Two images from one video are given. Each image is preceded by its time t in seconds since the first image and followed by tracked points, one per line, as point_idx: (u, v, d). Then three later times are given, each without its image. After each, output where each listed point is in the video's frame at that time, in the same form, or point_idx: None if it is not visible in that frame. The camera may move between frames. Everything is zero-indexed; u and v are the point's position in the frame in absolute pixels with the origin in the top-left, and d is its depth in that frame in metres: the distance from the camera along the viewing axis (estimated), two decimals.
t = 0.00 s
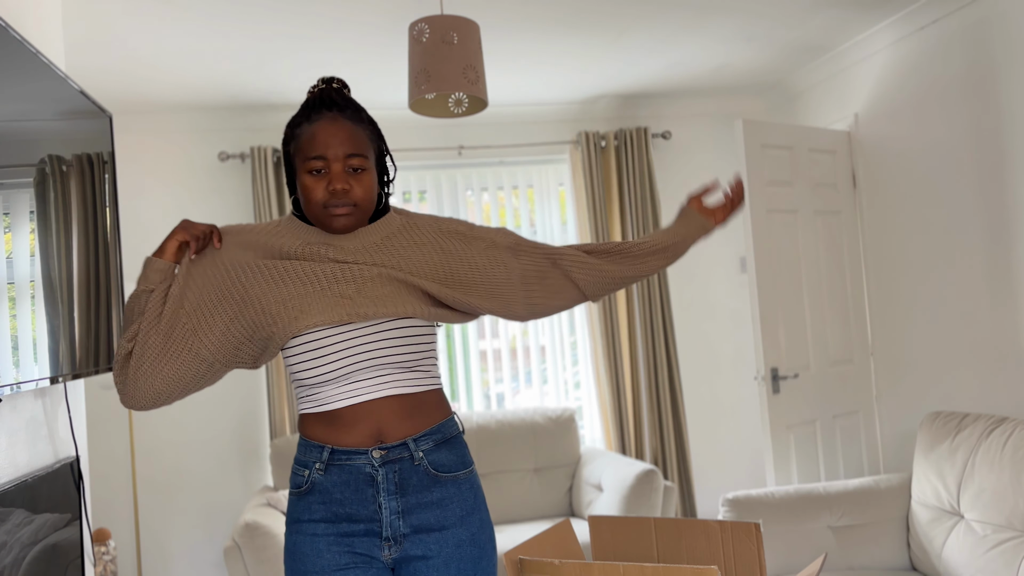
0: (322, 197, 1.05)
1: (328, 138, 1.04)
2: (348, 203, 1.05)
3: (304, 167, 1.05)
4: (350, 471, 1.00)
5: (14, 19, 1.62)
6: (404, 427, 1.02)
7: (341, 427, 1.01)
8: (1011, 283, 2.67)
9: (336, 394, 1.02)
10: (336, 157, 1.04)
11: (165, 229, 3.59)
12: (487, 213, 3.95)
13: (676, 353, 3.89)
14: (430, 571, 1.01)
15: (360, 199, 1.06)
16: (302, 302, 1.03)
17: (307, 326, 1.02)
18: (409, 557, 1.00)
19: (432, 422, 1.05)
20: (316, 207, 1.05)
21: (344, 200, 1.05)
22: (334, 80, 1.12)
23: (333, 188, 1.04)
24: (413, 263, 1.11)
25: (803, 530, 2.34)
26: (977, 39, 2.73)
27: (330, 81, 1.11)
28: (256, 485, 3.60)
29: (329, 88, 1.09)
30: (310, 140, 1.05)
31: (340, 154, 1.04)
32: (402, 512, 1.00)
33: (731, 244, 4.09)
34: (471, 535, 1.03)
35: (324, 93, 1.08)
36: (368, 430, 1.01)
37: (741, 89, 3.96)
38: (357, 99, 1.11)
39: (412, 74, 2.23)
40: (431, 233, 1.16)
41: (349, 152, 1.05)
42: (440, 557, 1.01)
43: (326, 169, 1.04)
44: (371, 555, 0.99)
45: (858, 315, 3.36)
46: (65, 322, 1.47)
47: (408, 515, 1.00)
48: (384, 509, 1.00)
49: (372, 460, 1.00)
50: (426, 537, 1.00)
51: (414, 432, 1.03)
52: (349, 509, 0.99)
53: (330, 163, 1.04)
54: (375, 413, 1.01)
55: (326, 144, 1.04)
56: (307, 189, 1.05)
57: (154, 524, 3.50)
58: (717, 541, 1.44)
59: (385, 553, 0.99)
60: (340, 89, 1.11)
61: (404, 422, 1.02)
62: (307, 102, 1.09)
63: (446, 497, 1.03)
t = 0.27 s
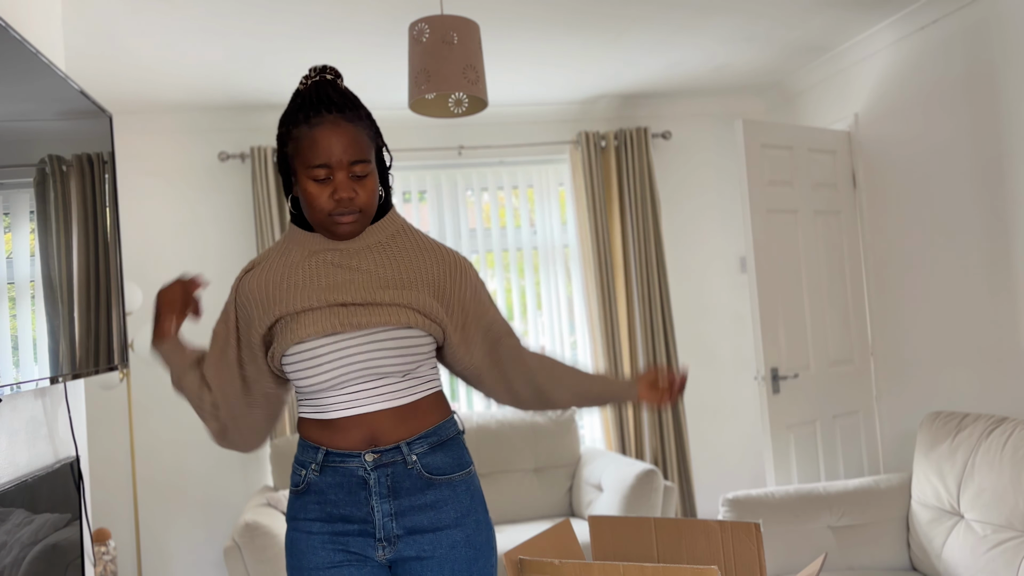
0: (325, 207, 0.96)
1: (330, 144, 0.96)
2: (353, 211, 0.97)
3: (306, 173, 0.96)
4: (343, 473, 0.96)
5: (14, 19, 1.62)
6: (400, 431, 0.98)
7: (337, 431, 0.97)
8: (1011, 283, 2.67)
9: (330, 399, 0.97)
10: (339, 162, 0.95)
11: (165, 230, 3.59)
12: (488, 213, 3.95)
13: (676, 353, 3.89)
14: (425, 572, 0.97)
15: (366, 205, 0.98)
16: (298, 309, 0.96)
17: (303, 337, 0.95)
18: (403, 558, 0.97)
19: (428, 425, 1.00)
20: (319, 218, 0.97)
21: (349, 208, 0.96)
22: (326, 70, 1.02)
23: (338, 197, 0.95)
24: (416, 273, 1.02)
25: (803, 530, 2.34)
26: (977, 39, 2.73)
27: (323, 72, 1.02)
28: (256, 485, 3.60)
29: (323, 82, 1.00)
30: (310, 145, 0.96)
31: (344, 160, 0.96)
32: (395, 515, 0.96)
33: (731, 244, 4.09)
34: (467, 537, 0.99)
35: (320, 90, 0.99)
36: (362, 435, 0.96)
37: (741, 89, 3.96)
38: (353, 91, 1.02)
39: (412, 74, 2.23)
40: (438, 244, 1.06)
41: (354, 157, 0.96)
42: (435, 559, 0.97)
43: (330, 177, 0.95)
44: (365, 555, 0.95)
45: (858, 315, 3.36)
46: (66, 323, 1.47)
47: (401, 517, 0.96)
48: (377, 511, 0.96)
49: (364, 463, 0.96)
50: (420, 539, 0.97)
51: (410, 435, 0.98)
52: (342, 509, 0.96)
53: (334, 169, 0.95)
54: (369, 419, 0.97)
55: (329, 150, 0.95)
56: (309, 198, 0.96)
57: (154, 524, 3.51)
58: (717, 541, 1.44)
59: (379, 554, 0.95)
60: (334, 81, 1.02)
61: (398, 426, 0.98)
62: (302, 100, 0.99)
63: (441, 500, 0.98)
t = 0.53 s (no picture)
0: (348, 212, 0.90)
1: (361, 149, 0.89)
2: (376, 221, 0.92)
3: (332, 176, 0.91)
4: (346, 466, 0.91)
5: (14, 19, 1.62)
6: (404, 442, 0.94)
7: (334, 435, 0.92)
8: (1011, 283, 2.67)
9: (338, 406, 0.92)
10: (368, 171, 0.89)
11: (165, 230, 3.59)
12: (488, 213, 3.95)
13: (676, 353, 3.89)
14: (426, 564, 0.92)
15: (390, 215, 0.92)
16: (315, 324, 0.90)
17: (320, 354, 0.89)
18: (404, 550, 0.92)
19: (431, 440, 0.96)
20: (341, 222, 0.92)
21: (373, 217, 0.91)
22: (369, 74, 0.97)
23: (362, 204, 0.90)
24: (433, 292, 0.98)
25: (803, 530, 2.34)
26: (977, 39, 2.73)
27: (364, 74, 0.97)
28: (256, 485, 3.60)
29: (363, 84, 0.95)
30: (341, 149, 0.90)
31: (374, 168, 0.90)
32: (397, 506, 0.91)
33: (731, 244, 4.09)
34: (467, 528, 0.94)
35: (359, 92, 0.93)
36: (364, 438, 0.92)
37: (741, 89, 3.96)
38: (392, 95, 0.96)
39: (412, 73, 2.23)
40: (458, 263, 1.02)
41: (384, 165, 0.90)
42: (437, 551, 0.92)
43: (355, 185, 0.90)
44: (367, 548, 0.90)
45: (859, 315, 3.36)
46: (65, 322, 1.47)
47: (404, 508, 0.91)
48: (380, 503, 0.91)
49: (368, 456, 0.91)
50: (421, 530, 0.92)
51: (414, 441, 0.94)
52: (346, 502, 0.90)
53: (362, 177, 0.90)
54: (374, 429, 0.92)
55: (359, 157, 0.89)
56: (332, 201, 0.91)
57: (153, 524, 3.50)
58: (717, 541, 1.43)
59: (380, 545, 0.91)
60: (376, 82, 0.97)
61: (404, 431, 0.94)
62: (339, 99, 0.93)
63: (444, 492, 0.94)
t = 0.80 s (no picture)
0: (362, 222, 0.92)
1: (378, 163, 0.90)
2: (388, 232, 0.94)
3: (348, 184, 0.92)
4: (361, 468, 0.90)
5: (14, 19, 1.62)
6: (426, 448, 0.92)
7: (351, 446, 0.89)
8: (1011, 283, 2.67)
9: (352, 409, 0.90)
10: (383, 185, 0.91)
11: (165, 230, 3.59)
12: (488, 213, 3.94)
13: (676, 353, 3.89)
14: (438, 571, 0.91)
15: (402, 227, 0.94)
16: (326, 322, 0.92)
17: (331, 350, 0.91)
18: (417, 557, 0.91)
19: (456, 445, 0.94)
20: (354, 230, 0.93)
21: (385, 228, 0.93)
22: (391, 80, 0.96)
23: (375, 216, 0.92)
24: (445, 296, 0.99)
25: (803, 531, 2.34)
26: (977, 39, 2.73)
27: (387, 80, 0.96)
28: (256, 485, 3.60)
29: (384, 95, 0.94)
30: (358, 160, 0.91)
31: (389, 182, 0.91)
32: (412, 511, 0.90)
33: (731, 244, 4.09)
34: (479, 535, 0.94)
35: (380, 103, 0.93)
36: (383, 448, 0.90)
37: (741, 89, 3.96)
38: (412, 106, 0.96)
39: (412, 73, 2.23)
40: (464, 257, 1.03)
41: (400, 179, 0.91)
42: (449, 557, 0.91)
43: (370, 197, 0.91)
44: (379, 554, 0.89)
45: (859, 315, 3.36)
46: (66, 323, 1.47)
47: (418, 513, 0.91)
48: (394, 507, 0.90)
49: (383, 459, 0.90)
50: (435, 537, 0.91)
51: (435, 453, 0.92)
52: (359, 506, 0.89)
53: (377, 189, 0.91)
54: (394, 437, 0.90)
55: (375, 170, 0.90)
56: (347, 209, 0.92)
57: (153, 524, 3.51)
58: (717, 541, 1.44)
59: (393, 552, 0.89)
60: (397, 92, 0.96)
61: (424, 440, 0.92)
62: (359, 108, 0.93)
63: (456, 497, 0.94)
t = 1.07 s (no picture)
0: (356, 216, 0.91)
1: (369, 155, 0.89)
2: (382, 226, 0.92)
3: (340, 180, 0.91)
4: (363, 466, 0.91)
5: (14, 19, 1.62)
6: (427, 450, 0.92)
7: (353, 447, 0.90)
8: (1011, 283, 2.67)
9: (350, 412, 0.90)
10: (375, 175, 0.89)
11: (165, 230, 3.59)
12: (488, 213, 3.94)
13: (676, 353, 3.89)
14: (441, 569, 0.91)
15: (396, 220, 0.93)
16: (326, 323, 0.92)
17: (332, 348, 0.91)
18: (421, 556, 0.91)
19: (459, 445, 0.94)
20: (349, 225, 0.92)
21: (380, 221, 0.91)
22: (381, 78, 0.96)
23: (369, 209, 0.90)
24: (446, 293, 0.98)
25: (803, 530, 2.34)
26: (977, 39, 2.73)
27: (376, 79, 0.96)
28: (256, 485, 3.60)
29: (374, 91, 0.93)
30: (350, 153, 0.89)
31: (381, 173, 0.90)
32: (415, 509, 0.91)
33: (731, 243, 4.09)
34: (482, 533, 0.94)
35: (369, 98, 0.92)
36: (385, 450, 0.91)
37: (741, 89, 3.96)
38: (401, 103, 0.95)
39: (412, 73, 2.23)
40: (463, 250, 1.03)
41: (391, 171, 0.90)
42: (452, 555, 0.92)
43: (362, 190, 0.89)
44: (383, 553, 0.90)
45: (859, 315, 3.36)
46: (66, 322, 1.47)
47: (421, 511, 0.91)
48: (397, 506, 0.91)
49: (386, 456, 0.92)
50: (438, 535, 0.92)
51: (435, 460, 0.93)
52: (362, 504, 0.90)
53: (369, 182, 0.89)
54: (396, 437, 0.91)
55: (367, 161, 0.89)
56: (340, 205, 0.91)
57: (154, 524, 3.51)
58: (717, 541, 1.43)
59: (397, 550, 0.90)
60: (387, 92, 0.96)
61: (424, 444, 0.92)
62: (349, 105, 0.92)
63: (459, 495, 0.94)
